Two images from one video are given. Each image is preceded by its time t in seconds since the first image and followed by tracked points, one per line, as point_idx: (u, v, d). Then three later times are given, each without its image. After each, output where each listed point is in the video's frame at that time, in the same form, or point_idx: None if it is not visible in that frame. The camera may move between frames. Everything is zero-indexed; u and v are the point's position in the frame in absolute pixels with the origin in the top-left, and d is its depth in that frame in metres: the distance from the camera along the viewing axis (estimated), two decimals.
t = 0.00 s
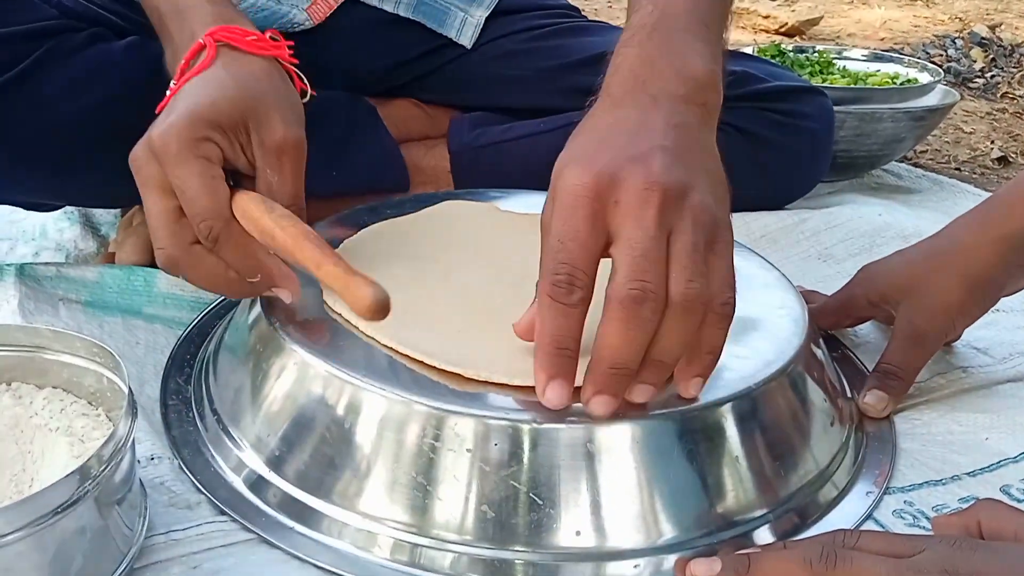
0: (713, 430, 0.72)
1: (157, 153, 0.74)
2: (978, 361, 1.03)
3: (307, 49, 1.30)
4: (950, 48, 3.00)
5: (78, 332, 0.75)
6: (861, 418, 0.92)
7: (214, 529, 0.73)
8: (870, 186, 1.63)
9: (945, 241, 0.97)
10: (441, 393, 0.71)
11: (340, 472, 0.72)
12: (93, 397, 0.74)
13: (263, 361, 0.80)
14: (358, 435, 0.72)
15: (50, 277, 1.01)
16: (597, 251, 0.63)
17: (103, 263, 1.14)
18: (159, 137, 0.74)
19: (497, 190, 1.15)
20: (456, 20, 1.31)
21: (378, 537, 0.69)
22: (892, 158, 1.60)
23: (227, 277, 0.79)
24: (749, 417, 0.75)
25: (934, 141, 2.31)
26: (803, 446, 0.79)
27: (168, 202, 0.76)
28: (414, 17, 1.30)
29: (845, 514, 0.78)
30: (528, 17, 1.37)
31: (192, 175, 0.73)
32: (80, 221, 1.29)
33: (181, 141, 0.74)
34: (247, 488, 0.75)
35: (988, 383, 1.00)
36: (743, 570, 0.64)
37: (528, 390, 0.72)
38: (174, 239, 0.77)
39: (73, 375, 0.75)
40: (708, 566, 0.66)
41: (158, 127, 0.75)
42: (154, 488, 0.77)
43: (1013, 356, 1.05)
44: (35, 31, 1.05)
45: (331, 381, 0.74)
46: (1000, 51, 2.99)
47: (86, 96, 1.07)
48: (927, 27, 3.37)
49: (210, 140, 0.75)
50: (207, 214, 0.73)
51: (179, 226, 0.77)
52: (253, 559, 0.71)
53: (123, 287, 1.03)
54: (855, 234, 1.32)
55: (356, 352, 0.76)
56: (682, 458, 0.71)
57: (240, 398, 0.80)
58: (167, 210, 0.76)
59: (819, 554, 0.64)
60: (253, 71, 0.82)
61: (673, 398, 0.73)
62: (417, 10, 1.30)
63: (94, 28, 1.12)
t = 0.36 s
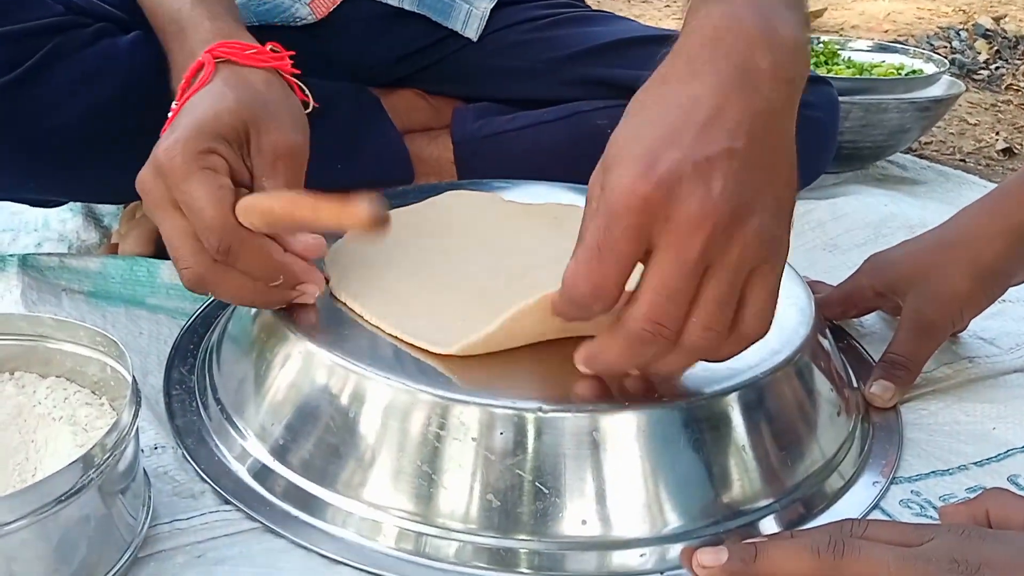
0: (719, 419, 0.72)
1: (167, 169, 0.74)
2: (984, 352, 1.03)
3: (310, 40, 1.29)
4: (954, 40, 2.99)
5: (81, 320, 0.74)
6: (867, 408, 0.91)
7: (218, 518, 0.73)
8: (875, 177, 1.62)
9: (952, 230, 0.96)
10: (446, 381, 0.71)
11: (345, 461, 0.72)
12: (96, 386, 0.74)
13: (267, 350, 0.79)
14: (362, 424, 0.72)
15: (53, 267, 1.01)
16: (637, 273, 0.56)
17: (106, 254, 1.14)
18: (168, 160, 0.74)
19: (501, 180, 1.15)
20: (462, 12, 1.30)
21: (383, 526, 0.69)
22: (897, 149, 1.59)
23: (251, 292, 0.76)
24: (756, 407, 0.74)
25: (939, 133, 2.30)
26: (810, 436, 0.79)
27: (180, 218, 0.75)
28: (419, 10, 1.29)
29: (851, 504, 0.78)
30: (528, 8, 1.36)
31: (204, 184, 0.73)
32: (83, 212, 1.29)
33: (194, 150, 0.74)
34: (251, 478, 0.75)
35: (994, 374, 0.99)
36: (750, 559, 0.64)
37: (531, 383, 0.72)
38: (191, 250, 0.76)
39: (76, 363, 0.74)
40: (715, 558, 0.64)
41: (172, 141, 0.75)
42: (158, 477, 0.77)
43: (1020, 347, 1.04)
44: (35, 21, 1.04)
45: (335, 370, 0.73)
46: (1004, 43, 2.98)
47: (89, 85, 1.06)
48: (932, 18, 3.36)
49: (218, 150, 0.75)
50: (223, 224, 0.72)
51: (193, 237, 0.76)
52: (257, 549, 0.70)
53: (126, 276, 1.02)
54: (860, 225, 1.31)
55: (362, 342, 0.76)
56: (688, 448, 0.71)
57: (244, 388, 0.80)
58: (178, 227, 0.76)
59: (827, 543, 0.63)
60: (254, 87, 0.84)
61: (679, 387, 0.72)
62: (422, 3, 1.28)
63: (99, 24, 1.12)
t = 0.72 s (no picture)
0: (720, 418, 0.72)
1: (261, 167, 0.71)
2: (985, 350, 1.03)
3: (311, 40, 1.30)
4: (956, 39, 2.99)
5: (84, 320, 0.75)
6: (867, 407, 0.91)
7: (221, 517, 0.73)
8: (876, 177, 1.62)
9: (951, 229, 0.97)
10: (447, 380, 0.71)
11: (346, 460, 0.72)
12: (100, 385, 0.74)
13: (269, 350, 0.80)
14: (364, 423, 0.72)
15: (56, 267, 1.01)
16: (640, 59, 0.66)
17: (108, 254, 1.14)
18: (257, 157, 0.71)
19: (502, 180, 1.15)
20: (465, 12, 1.30)
21: (384, 524, 0.69)
22: (897, 149, 1.60)
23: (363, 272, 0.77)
24: (756, 406, 0.75)
25: (940, 132, 2.30)
26: (810, 435, 0.79)
27: (269, 218, 0.73)
28: (423, 8, 1.28)
29: (852, 503, 0.78)
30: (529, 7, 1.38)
31: (311, 166, 0.71)
32: (85, 213, 1.29)
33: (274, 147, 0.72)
34: (253, 476, 0.76)
35: (994, 372, 0.99)
36: (751, 557, 0.64)
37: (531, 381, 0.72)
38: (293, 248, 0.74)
39: (79, 363, 0.75)
40: (716, 555, 0.64)
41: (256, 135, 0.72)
42: (161, 476, 0.77)
43: (1020, 345, 1.04)
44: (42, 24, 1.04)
45: (337, 369, 0.74)
46: (1005, 42, 2.98)
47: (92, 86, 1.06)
48: (933, 17, 3.36)
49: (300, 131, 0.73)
50: (343, 200, 0.71)
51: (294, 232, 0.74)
52: (259, 547, 0.71)
53: (129, 276, 1.02)
54: (861, 224, 1.31)
55: (364, 341, 0.76)
56: (689, 446, 0.71)
57: (245, 387, 0.81)
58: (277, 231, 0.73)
59: (828, 541, 0.64)
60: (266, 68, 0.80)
61: (679, 385, 0.72)
62: (425, 2, 1.27)
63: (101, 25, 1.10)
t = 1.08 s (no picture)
0: (719, 432, 0.72)
1: None
2: (982, 364, 1.03)
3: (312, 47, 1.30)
4: (954, 51, 3.00)
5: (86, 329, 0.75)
6: (864, 420, 0.91)
7: (220, 527, 0.74)
8: (874, 189, 1.63)
9: (948, 244, 0.97)
10: (446, 392, 0.71)
11: (344, 471, 0.72)
12: (101, 395, 0.74)
13: (266, 359, 0.80)
14: (361, 434, 0.72)
15: (56, 274, 1.01)
16: None
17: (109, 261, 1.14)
18: None
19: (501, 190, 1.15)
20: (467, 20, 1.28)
21: (381, 536, 0.69)
22: (895, 161, 1.60)
23: None
24: (754, 420, 0.75)
25: (938, 143, 2.31)
26: (807, 449, 0.79)
27: None
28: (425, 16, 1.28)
29: (849, 518, 0.78)
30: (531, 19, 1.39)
31: None
32: (85, 219, 1.29)
33: None
34: (250, 486, 0.76)
35: (992, 386, 1.00)
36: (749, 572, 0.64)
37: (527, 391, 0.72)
38: None
39: (81, 372, 0.75)
40: (715, 569, 0.64)
41: None
42: (161, 485, 0.77)
43: (1017, 359, 1.05)
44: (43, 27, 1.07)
45: (333, 381, 0.74)
46: (1003, 54, 3.00)
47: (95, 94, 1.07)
48: (931, 28, 3.38)
49: None
50: None
51: None
52: (256, 558, 0.71)
53: (128, 283, 1.02)
54: (859, 236, 1.32)
55: (363, 350, 0.76)
56: (687, 460, 0.71)
57: (242, 396, 0.81)
58: None
59: (826, 556, 0.64)
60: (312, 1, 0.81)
61: (677, 399, 0.73)
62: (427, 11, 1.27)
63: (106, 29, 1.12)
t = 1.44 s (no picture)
0: (717, 446, 0.73)
1: None
2: (980, 378, 1.04)
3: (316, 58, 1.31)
4: (954, 62, 3.01)
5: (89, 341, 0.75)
6: (862, 433, 0.92)
7: (220, 539, 0.74)
8: (874, 200, 1.63)
9: (945, 259, 0.98)
10: (446, 406, 0.72)
11: (344, 483, 0.73)
12: (103, 406, 0.74)
13: (267, 370, 0.80)
14: (362, 446, 0.72)
15: (60, 284, 1.02)
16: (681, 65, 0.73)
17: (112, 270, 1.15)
18: None
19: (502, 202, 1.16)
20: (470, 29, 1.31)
21: (380, 548, 0.70)
22: (895, 173, 1.61)
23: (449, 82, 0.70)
24: (753, 433, 0.75)
25: (938, 155, 2.31)
26: (805, 462, 0.80)
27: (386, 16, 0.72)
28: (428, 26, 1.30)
29: (846, 531, 0.79)
30: (536, 31, 1.39)
31: None
32: (89, 227, 1.30)
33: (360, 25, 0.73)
34: (250, 498, 0.76)
35: (990, 400, 1.00)
36: None
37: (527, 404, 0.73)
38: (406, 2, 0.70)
39: (83, 383, 0.75)
40: None
41: None
42: (163, 496, 0.78)
43: (1015, 373, 1.05)
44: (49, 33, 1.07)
45: (334, 393, 0.74)
46: (1003, 65, 3.01)
47: (102, 103, 1.07)
48: (932, 38, 3.39)
49: None
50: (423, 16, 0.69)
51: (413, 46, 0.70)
52: (256, 570, 0.71)
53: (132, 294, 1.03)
54: (859, 249, 1.33)
55: (364, 363, 0.76)
56: (685, 473, 0.71)
57: (243, 407, 0.81)
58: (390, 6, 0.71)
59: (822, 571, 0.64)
60: None
61: (675, 412, 0.73)
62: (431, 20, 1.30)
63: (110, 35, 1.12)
